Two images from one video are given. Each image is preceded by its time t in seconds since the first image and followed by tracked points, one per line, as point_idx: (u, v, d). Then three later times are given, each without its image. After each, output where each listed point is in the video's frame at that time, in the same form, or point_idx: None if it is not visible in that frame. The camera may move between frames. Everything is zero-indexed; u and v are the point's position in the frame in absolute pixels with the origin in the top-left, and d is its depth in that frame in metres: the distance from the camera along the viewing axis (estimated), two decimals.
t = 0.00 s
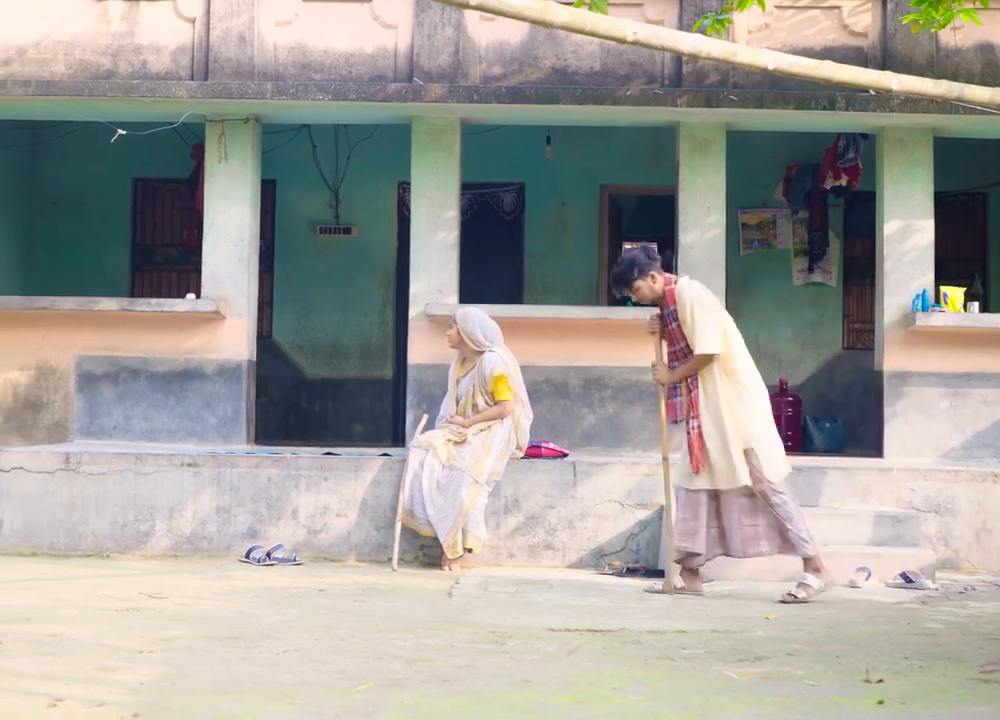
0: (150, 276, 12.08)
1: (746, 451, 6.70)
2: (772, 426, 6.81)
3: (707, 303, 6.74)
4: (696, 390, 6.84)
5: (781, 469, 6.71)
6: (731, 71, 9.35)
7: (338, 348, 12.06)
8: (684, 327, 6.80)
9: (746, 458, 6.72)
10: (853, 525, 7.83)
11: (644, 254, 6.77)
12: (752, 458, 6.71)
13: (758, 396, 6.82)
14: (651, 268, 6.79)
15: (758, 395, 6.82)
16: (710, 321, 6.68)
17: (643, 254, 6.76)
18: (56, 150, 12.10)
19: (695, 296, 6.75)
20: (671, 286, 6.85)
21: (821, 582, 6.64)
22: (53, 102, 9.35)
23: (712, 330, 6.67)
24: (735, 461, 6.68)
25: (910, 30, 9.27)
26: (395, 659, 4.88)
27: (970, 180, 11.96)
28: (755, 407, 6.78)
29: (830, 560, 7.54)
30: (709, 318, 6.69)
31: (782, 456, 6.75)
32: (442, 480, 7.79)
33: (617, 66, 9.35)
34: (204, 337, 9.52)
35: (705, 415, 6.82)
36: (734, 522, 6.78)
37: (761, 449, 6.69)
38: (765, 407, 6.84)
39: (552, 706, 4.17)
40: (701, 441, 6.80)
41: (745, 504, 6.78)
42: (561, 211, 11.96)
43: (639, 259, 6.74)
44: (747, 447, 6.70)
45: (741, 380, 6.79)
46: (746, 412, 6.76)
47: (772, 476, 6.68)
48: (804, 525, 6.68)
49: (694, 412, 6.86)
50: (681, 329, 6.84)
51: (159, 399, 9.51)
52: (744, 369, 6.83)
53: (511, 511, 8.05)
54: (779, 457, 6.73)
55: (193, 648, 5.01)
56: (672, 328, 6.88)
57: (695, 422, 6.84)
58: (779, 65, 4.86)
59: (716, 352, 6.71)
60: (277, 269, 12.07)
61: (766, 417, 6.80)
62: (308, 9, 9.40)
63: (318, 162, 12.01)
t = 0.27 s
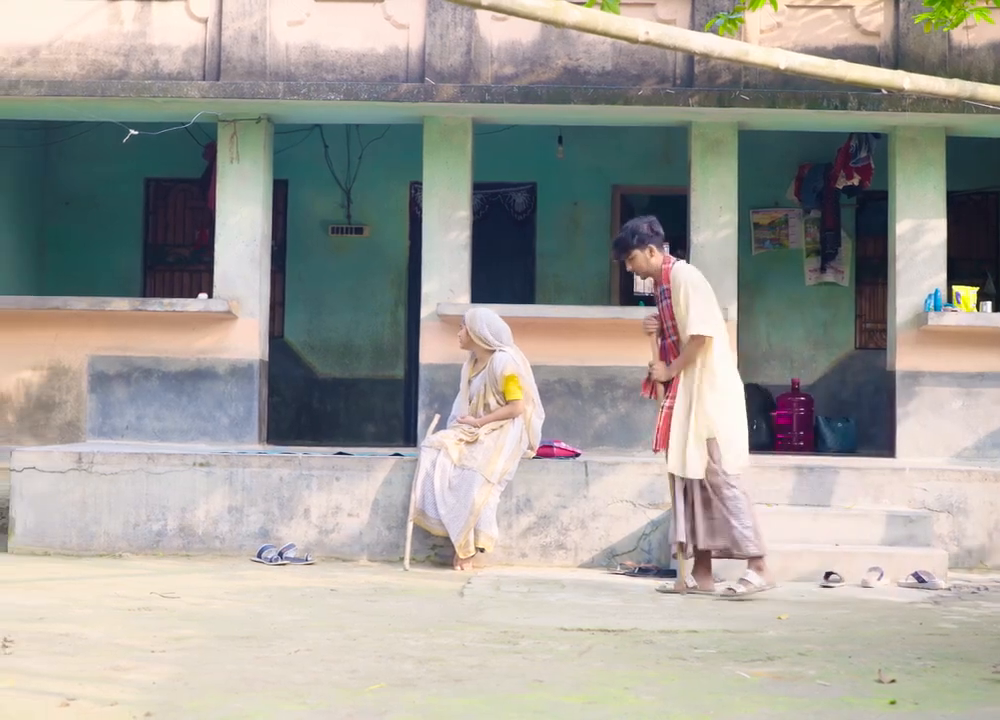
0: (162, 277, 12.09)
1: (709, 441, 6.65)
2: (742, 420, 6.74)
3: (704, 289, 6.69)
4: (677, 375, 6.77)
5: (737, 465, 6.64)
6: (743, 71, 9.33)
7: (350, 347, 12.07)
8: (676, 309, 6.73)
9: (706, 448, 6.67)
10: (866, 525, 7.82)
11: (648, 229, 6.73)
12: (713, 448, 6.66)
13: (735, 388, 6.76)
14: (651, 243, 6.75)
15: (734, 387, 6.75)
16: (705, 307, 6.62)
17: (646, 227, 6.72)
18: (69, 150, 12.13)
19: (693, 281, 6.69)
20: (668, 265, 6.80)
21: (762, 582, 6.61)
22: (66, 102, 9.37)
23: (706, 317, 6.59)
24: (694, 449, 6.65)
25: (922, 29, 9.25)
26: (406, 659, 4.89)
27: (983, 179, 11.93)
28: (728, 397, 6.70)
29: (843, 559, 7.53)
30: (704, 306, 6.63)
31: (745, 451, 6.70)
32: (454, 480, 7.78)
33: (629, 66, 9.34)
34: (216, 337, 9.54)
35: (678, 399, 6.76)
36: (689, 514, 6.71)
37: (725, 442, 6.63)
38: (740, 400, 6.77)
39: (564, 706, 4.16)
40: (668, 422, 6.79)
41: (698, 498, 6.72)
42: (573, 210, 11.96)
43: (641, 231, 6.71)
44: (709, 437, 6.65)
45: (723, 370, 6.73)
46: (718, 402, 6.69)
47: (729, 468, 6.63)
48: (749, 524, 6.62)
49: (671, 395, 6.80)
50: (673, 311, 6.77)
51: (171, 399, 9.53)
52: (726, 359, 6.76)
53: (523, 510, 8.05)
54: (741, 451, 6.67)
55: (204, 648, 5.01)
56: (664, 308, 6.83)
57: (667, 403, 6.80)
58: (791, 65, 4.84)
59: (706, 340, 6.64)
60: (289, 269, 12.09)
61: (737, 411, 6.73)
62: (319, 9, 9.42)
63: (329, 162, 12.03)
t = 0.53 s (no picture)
0: (173, 277, 12.13)
1: (674, 440, 6.87)
2: (719, 423, 6.85)
3: (693, 289, 6.79)
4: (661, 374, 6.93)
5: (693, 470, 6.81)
6: (755, 71, 9.32)
7: (361, 348, 12.08)
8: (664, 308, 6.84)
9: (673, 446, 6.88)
10: (877, 525, 7.80)
11: (650, 222, 6.82)
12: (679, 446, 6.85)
13: (715, 390, 6.88)
14: (650, 237, 6.84)
15: (715, 390, 6.88)
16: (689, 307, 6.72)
17: (649, 221, 6.81)
18: (81, 151, 12.16)
19: (681, 281, 6.79)
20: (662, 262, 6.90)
21: (665, 586, 6.84)
22: (77, 104, 9.40)
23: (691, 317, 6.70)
24: (659, 446, 6.90)
25: (934, 29, 9.22)
26: (417, 659, 4.89)
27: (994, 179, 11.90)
28: (705, 398, 6.85)
29: (854, 560, 7.52)
30: (690, 305, 6.74)
31: (718, 454, 6.83)
32: (465, 480, 7.79)
33: (640, 66, 9.34)
34: (228, 337, 9.56)
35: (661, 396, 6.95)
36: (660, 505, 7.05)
37: (692, 442, 6.80)
38: (720, 403, 6.89)
39: (575, 706, 4.17)
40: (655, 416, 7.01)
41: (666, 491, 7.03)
42: (584, 211, 11.95)
43: (642, 224, 6.79)
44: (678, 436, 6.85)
45: (702, 372, 6.87)
46: (691, 403, 6.84)
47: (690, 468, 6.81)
48: (678, 532, 6.85)
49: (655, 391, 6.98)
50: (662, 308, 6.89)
51: (183, 399, 9.55)
52: (706, 361, 6.90)
53: (533, 511, 8.04)
54: (710, 454, 6.82)
55: (216, 648, 5.02)
56: (655, 303, 6.94)
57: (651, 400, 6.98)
58: (802, 65, 4.82)
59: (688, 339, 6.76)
60: (299, 269, 12.10)
61: (713, 414, 6.85)
62: (330, 10, 9.43)
63: (340, 162, 12.04)
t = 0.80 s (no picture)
0: (182, 278, 12.15)
1: (643, 445, 6.61)
2: (689, 428, 6.61)
3: (658, 294, 6.55)
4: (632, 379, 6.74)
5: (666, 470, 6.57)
6: (764, 71, 9.31)
7: (370, 348, 12.09)
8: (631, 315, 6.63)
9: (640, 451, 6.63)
10: (887, 526, 7.79)
11: (622, 225, 6.62)
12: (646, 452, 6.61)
13: (685, 395, 6.65)
14: (623, 240, 6.64)
15: (684, 395, 6.65)
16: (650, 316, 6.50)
17: (620, 224, 6.61)
18: (91, 152, 12.18)
19: (643, 287, 6.57)
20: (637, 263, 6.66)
21: (654, 587, 6.76)
22: (87, 105, 9.42)
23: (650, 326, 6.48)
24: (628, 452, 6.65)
25: (944, 28, 9.21)
26: (428, 659, 4.90)
27: None
28: (675, 402, 6.62)
29: (863, 560, 7.51)
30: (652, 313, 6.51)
31: (689, 460, 6.60)
32: (474, 480, 7.80)
33: (649, 67, 9.34)
34: (237, 337, 9.58)
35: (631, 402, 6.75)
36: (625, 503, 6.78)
37: (660, 449, 6.57)
38: (691, 407, 6.66)
39: (585, 706, 4.17)
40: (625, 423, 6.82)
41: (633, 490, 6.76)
42: (593, 211, 11.95)
43: (612, 227, 6.60)
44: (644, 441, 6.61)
45: (670, 377, 6.65)
46: (660, 408, 6.62)
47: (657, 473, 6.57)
48: (660, 534, 6.56)
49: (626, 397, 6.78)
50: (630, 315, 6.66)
51: (192, 399, 9.57)
52: (676, 364, 6.68)
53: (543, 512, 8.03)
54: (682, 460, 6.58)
55: (226, 648, 5.03)
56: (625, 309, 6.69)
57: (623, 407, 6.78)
58: (812, 65, 4.83)
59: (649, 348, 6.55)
60: (309, 270, 12.12)
61: (684, 418, 6.61)
62: (340, 10, 9.44)
63: (350, 162, 12.05)
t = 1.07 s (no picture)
0: (190, 278, 12.18)
1: (635, 448, 6.75)
2: (670, 423, 6.79)
3: (615, 296, 6.69)
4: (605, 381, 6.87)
5: (663, 470, 6.73)
6: (772, 71, 9.30)
7: (378, 348, 12.09)
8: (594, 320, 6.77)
9: (632, 455, 6.78)
10: (895, 526, 7.78)
11: (567, 234, 6.81)
12: (640, 456, 6.75)
13: (660, 391, 6.80)
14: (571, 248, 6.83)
15: (661, 391, 6.81)
16: (614, 320, 6.64)
17: (564, 233, 6.79)
18: (99, 152, 12.20)
19: (603, 290, 6.70)
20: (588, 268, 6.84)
21: (661, 587, 6.75)
22: (96, 105, 9.44)
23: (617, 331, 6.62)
24: (621, 456, 6.77)
25: (952, 28, 9.20)
26: (435, 659, 4.90)
27: None
28: (656, 402, 6.78)
29: (872, 560, 7.50)
30: (616, 316, 6.65)
31: (673, 455, 6.77)
32: (482, 480, 7.80)
33: (657, 66, 9.33)
34: (246, 337, 9.59)
35: (609, 406, 6.88)
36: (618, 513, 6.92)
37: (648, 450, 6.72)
38: (669, 402, 6.82)
39: (593, 706, 4.17)
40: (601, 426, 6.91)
41: (622, 498, 6.92)
42: (601, 211, 11.95)
43: (559, 237, 6.78)
44: (634, 445, 6.75)
45: (645, 374, 6.80)
46: (644, 409, 6.78)
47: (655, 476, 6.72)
48: (661, 534, 6.71)
49: (599, 401, 6.92)
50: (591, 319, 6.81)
51: (200, 399, 9.58)
52: (647, 362, 6.82)
53: (551, 511, 8.03)
54: (668, 456, 6.75)
55: (233, 648, 5.04)
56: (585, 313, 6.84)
57: (598, 411, 6.92)
58: (819, 65, 4.81)
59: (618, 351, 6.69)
60: (317, 270, 12.12)
61: (667, 417, 6.79)
62: (347, 10, 9.44)
63: (358, 163, 12.07)
